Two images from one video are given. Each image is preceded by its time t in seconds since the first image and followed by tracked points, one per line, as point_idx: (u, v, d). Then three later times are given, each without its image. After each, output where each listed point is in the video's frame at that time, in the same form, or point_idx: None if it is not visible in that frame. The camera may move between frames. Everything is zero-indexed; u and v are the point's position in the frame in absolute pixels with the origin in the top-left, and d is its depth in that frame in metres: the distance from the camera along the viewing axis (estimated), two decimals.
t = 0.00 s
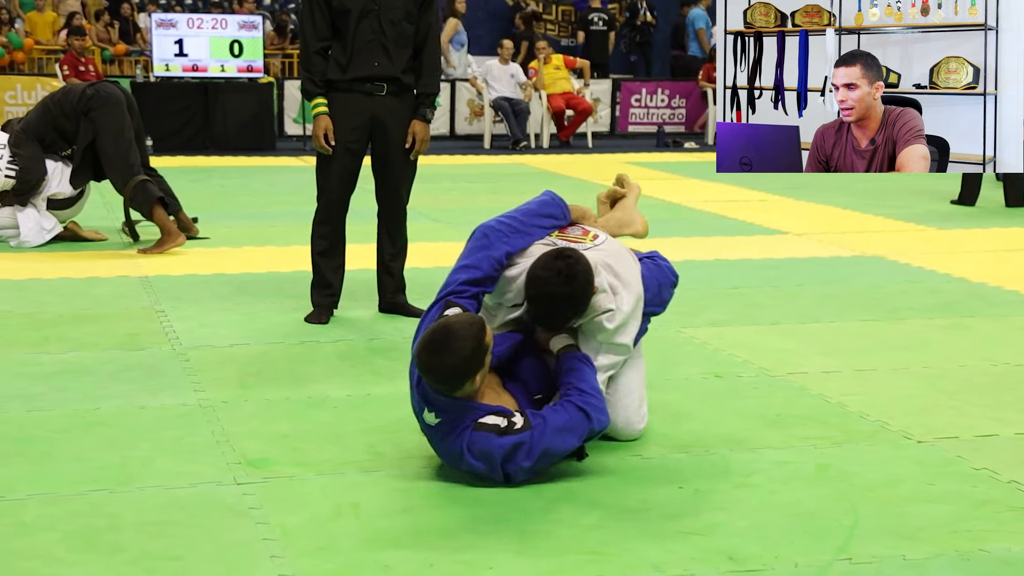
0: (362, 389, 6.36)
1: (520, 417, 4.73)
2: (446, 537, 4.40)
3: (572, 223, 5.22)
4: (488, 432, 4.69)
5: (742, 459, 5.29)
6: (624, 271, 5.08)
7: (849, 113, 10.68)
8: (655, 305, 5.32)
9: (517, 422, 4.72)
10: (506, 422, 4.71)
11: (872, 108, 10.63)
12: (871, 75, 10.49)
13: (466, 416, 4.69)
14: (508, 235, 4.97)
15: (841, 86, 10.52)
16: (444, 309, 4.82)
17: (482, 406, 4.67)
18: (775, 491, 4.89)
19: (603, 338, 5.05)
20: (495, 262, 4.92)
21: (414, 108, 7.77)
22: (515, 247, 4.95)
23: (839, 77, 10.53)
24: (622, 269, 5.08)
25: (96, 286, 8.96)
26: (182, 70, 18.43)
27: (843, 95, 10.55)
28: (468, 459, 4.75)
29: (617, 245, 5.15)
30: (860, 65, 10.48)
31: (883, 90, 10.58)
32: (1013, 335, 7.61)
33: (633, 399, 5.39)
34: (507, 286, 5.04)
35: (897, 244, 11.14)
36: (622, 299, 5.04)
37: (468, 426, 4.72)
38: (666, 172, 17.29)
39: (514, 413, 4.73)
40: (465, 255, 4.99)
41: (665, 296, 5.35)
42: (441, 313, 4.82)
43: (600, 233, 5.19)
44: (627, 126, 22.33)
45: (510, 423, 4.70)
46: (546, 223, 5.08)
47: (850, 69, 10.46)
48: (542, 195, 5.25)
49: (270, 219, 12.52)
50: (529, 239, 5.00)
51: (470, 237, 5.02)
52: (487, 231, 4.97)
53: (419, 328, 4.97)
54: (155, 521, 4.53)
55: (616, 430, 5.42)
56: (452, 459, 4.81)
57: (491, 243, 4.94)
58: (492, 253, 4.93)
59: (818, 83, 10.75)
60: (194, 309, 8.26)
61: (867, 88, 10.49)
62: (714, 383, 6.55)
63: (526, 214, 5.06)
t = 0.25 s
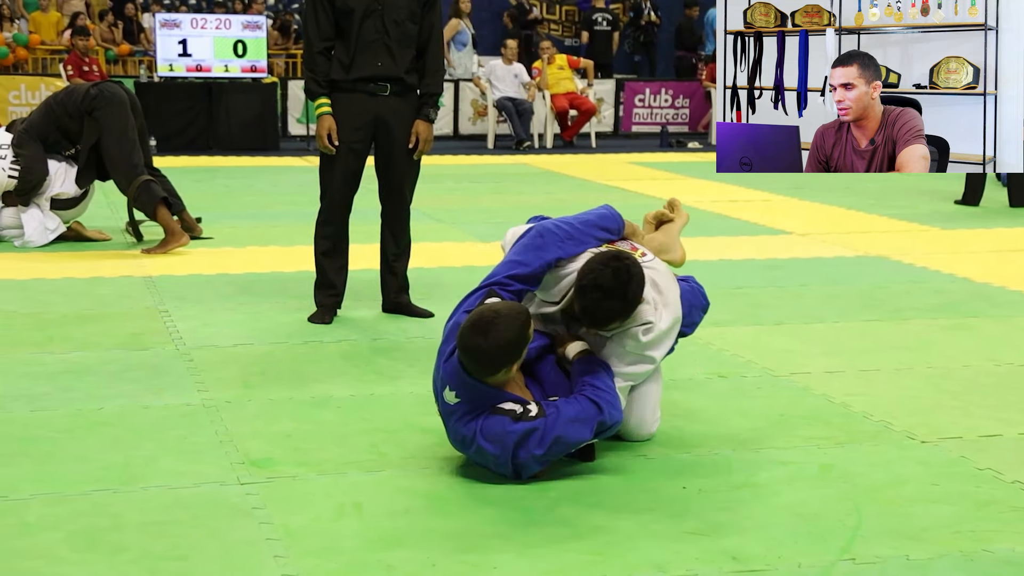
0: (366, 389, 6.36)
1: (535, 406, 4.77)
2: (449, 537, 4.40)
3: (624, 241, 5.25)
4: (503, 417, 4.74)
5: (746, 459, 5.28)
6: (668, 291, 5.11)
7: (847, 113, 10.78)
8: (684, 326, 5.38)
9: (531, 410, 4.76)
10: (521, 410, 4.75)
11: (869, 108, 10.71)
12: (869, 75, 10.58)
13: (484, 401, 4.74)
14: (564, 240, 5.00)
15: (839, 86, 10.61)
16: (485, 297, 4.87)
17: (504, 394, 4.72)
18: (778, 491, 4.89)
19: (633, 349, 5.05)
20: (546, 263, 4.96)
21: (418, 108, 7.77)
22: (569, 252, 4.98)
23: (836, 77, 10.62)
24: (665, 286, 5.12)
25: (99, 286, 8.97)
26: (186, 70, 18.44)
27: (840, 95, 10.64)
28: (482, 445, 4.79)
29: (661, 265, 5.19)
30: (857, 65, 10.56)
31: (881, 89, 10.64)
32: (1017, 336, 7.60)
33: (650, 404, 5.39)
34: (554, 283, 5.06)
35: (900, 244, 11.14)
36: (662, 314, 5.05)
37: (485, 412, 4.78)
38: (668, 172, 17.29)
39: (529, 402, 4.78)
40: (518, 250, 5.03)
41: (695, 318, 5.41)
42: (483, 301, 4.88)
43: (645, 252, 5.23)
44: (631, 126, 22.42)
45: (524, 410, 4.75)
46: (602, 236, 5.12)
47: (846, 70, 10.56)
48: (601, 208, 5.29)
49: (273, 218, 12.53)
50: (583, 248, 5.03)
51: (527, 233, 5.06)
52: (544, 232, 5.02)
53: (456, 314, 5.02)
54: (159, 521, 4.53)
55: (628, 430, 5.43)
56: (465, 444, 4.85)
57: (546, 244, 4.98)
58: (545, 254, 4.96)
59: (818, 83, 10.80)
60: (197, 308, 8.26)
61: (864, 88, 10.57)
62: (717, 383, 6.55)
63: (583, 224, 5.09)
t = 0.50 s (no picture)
0: (367, 389, 6.37)
1: (542, 409, 4.78)
2: (451, 537, 4.40)
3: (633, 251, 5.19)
4: (511, 420, 4.75)
5: (747, 459, 5.28)
6: (682, 302, 5.09)
7: (846, 113, 10.74)
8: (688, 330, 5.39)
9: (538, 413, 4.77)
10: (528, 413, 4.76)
11: (868, 108, 10.67)
12: (864, 75, 10.54)
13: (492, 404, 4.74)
14: (575, 251, 4.93)
15: (836, 87, 10.59)
16: (493, 305, 4.85)
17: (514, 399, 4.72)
18: (779, 491, 4.89)
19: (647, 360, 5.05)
20: (557, 275, 4.91)
21: (419, 108, 7.78)
22: (580, 264, 4.92)
23: (834, 78, 10.61)
24: (679, 298, 5.09)
25: (101, 286, 8.97)
26: (187, 71, 18.45)
27: (838, 96, 10.62)
28: (488, 446, 4.80)
29: (674, 274, 5.16)
30: (853, 65, 10.55)
31: (880, 90, 10.63)
32: (1018, 336, 7.60)
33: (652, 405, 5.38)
34: (568, 297, 4.99)
35: (902, 244, 11.14)
36: (674, 327, 5.04)
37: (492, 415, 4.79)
38: (670, 172, 17.29)
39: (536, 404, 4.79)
40: (528, 258, 4.97)
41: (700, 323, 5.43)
42: (490, 308, 4.85)
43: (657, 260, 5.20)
44: (632, 126, 22.39)
45: (532, 413, 4.76)
46: (613, 248, 5.04)
47: (844, 70, 10.54)
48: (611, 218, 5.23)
49: (275, 218, 12.53)
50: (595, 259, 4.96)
51: (538, 241, 4.99)
52: (555, 242, 4.94)
53: (460, 318, 4.99)
54: (160, 521, 4.53)
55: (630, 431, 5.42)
56: (469, 445, 4.85)
57: (557, 254, 4.92)
58: (556, 266, 4.91)
59: (818, 83, 10.79)
60: (199, 308, 8.26)
61: (862, 88, 10.54)
62: (719, 383, 6.55)
63: (595, 235, 5.01)
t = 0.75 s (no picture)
0: (368, 389, 6.37)
1: (539, 405, 4.78)
2: (452, 537, 4.40)
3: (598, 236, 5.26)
4: (510, 419, 4.75)
5: (748, 459, 5.28)
6: (654, 278, 5.04)
7: (846, 114, 10.55)
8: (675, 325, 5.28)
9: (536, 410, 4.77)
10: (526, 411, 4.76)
11: (869, 108, 10.49)
12: (865, 75, 10.43)
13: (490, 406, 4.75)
14: (541, 238, 5.00)
15: (837, 87, 10.46)
16: (475, 305, 4.91)
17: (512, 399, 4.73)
18: (780, 491, 4.89)
19: (625, 338, 5.01)
20: (527, 263, 4.96)
21: (420, 108, 7.79)
22: (549, 251, 4.98)
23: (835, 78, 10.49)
24: (653, 275, 5.05)
25: (103, 286, 8.98)
26: (188, 71, 18.47)
27: (839, 97, 10.47)
28: (489, 447, 4.80)
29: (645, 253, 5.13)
30: (852, 66, 10.43)
31: (879, 90, 10.49)
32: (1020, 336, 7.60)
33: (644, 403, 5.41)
34: (538, 285, 4.99)
35: (903, 244, 11.14)
36: (649, 304, 5.01)
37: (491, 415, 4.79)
38: (671, 172, 17.29)
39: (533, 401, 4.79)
40: (499, 253, 5.03)
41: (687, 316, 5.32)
42: (473, 310, 4.90)
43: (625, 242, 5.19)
44: (633, 126, 22.38)
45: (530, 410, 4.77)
46: (579, 232, 5.12)
47: (844, 71, 10.41)
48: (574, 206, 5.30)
49: (276, 219, 12.53)
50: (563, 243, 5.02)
51: (505, 234, 5.05)
52: (520, 232, 5.02)
53: (444, 322, 5.03)
54: (162, 521, 4.54)
55: (626, 431, 5.43)
56: (471, 448, 4.85)
57: (527, 246, 4.98)
58: (526, 255, 4.97)
59: (818, 83, 10.76)
60: (200, 309, 8.26)
61: (863, 89, 10.39)
62: (720, 383, 6.55)
63: (559, 222, 5.09)
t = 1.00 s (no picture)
0: (369, 390, 6.37)
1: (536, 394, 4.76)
2: (452, 537, 4.40)
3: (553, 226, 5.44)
4: (508, 404, 4.73)
5: (748, 459, 5.28)
6: (611, 256, 5.07)
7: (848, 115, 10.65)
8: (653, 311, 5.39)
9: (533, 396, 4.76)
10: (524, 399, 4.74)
11: (872, 109, 10.56)
12: (869, 75, 10.49)
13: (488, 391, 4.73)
14: (498, 227, 5.17)
15: (841, 88, 10.47)
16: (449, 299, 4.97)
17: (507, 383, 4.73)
18: (780, 491, 4.89)
19: (589, 314, 4.95)
20: (486, 252, 5.10)
21: (421, 109, 7.79)
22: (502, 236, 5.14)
23: (837, 79, 10.50)
24: (609, 255, 5.09)
25: (103, 286, 8.97)
26: (189, 71, 18.46)
27: (843, 97, 10.48)
28: (490, 434, 4.75)
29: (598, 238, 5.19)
30: (855, 66, 10.46)
31: (881, 90, 10.54)
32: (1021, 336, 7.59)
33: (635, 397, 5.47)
34: (496, 272, 5.10)
35: (903, 244, 11.14)
36: (607, 280, 5.01)
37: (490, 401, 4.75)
38: (672, 172, 17.29)
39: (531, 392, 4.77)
40: (458, 247, 5.16)
41: (661, 300, 5.44)
42: (449, 304, 4.96)
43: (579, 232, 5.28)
44: (633, 126, 22.37)
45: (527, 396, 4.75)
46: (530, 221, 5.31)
47: (848, 71, 10.44)
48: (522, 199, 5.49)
49: (277, 219, 12.53)
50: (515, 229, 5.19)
51: (460, 229, 5.20)
52: (477, 223, 5.17)
53: (421, 323, 5.08)
54: (162, 521, 4.54)
55: (621, 430, 5.45)
56: (470, 437, 4.80)
57: (483, 234, 5.12)
58: (485, 243, 5.11)
59: (818, 83, 10.74)
60: (200, 309, 8.26)
61: (866, 89, 10.44)
62: (721, 383, 6.55)
63: (509, 213, 5.27)
